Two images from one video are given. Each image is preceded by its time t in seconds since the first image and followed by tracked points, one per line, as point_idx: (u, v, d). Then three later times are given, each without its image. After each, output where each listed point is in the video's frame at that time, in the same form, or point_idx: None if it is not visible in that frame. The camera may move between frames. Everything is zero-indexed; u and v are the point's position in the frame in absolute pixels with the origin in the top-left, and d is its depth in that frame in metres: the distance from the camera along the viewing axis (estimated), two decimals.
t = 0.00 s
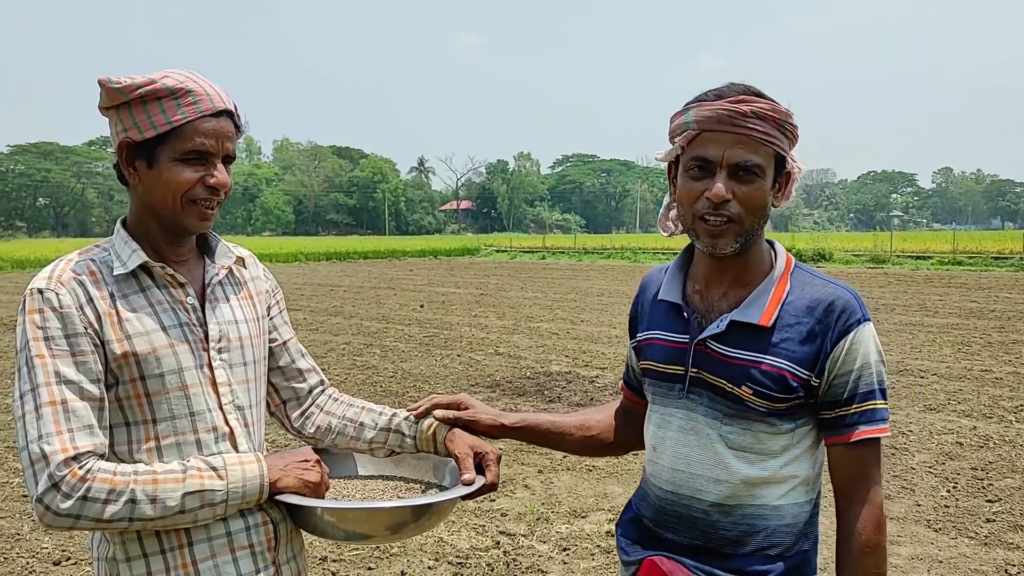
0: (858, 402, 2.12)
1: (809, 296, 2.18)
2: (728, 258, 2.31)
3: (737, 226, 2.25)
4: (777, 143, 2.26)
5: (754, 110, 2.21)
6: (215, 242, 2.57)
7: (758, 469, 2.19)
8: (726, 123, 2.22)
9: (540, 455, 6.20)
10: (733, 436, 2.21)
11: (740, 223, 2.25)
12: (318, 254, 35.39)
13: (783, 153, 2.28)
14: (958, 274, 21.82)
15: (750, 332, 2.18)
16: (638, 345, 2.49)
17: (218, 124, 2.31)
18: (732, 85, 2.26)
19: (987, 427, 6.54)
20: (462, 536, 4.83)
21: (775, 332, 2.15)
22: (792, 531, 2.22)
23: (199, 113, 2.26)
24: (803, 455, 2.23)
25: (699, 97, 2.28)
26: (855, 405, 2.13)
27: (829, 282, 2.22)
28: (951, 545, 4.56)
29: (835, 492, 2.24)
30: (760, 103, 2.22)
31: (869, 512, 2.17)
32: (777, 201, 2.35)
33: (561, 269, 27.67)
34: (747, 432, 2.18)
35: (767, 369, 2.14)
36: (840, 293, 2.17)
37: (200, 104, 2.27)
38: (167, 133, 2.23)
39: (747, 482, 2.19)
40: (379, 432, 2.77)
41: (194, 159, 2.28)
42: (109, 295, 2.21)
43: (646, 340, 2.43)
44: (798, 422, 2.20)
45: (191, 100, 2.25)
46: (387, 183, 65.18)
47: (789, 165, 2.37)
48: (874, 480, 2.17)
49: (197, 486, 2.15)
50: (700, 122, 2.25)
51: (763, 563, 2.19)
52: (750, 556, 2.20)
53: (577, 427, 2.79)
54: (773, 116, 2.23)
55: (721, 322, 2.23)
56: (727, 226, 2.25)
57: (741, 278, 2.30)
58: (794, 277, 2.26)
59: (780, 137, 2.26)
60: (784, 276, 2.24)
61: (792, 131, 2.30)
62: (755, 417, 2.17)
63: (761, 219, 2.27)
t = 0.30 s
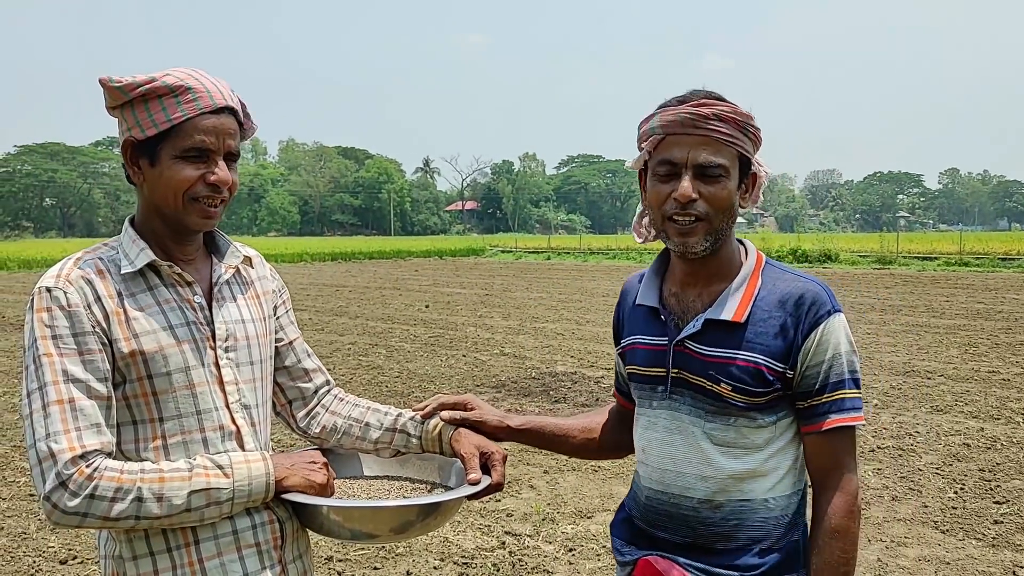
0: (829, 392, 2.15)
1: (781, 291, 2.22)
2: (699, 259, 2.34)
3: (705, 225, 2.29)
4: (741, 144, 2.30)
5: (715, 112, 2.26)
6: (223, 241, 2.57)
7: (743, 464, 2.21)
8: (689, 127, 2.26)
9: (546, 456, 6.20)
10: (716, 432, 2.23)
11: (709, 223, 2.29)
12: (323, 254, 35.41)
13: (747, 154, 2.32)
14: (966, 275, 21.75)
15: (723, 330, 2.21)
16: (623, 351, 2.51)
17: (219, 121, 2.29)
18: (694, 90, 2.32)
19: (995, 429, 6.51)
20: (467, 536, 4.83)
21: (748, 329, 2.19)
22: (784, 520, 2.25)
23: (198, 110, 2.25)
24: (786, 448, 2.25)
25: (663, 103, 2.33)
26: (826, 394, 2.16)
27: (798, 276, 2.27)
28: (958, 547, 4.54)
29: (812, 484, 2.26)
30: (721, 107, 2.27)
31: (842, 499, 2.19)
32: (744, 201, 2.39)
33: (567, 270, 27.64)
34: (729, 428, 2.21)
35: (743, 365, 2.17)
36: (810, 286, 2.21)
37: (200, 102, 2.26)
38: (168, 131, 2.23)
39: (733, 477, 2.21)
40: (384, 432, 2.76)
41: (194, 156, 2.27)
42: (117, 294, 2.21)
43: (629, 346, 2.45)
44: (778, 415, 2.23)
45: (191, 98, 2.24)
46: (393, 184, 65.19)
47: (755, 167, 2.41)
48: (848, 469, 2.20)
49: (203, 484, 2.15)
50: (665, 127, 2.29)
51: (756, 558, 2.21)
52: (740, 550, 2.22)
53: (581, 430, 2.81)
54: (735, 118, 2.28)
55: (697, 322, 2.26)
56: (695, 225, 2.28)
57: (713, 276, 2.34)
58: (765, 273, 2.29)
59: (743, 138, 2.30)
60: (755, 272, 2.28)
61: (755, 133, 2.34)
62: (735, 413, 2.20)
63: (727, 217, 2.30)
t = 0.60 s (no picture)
0: (820, 391, 2.15)
1: (770, 294, 2.23)
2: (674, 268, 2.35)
3: (670, 236, 2.30)
4: (699, 153, 2.28)
5: (660, 128, 2.27)
6: (226, 244, 2.57)
7: (736, 466, 2.21)
8: (639, 146, 2.30)
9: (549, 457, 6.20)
10: (709, 433, 2.23)
11: (673, 234, 2.30)
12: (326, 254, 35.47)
13: (707, 161, 2.29)
14: (970, 276, 21.72)
15: (714, 333, 2.22)
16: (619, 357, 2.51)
17: (211, 119, 2.28)
18: (647, 109, 2.34)
19: (999, 430, 6.50)
20: (470, 537, 4.83)
21: (738, 331, 2.20)
22: (770, 529, 2.23)
23: (188, 109, 2.23)
24: (780, 449, 2.25)
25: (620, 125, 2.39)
26: (818, 393, 2.16)
27: (787, 278, 2.27)
28: (962, 549, 4.53)
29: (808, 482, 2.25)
30: (667, 121, 2.27)
31: (838, 496, 2.18)
32: (719, 205, 2.35)
33: (570, 271, 27.64)
34: (723, 430, 2.21)
35: (733, 366, 2.18)
36: (798, 288, 2.22)
37: (191, 100, 2.24)
38: (160, 131, 2.23)
39: (727, 478, 2.21)
40: (386, 434, 2.76)
41: (185, 156, 2.26)
42: (119, 295, 2.21)
43: (625, 352, 2.45)
44: (771, 416, 2.23)
45: (181, 97, 2.24)
46: (395, 184, 65.22)
47: (733, 168, 2.36)
48: (843, 466, 2.19)
49: (203, 485, 2.15)
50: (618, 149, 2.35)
51: (748, 559, 2.21)
52: (735, 550, 2.22)
53: (580, 436, 2.83)
54: (682, 129, 2.26)
55: (689, 326, 2.27)
56: (660, 238, 2.30)
57: (700, 282, 2.34)
58: (755, 276, 2.29)
59: (697, 146, 2.27)
60: (744, 275, 2.28)
61: (716, 136, 2.29)
62: (727, 414, 2.20)
63: (694, 226, 2.29)
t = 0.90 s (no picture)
0: (820, 390, 2.15)
1: (769, 293, 2.22)
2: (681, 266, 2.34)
3: (680, 232, 2.28)
4: (715, 151, 2.28)
5: (678, 124, 2.26)
6: (225, 244, 2.57)
7: (732, 464, 2.21)
8: (654, 141, 2.28)
9: (550, 457, 6.20)
10: (706, 431, 2.23)
11: (684, 231, 2.29)
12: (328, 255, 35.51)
13: (719, 160, 2.29)
14: (972, 276, 21.72)
15: (714, 330, 2.22)
16: (619, 355, 2.51)
17: (205, 119, 2.27)
18: (662, 105, 2.34)
19: (1002, 431, 6.49)
20: (472, 537, 4.83)
21: (737, 329, 2.20)
22: (774, 526, 2.23)
23: (182, 109, 2.23)
24: (778, 449, 2.24)
25: (633, 120, 2.37)
26: (817, 393, 2.16)
27: (788, 278, 2.27)
28: (965, 550, 4.52)
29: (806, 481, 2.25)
30: (685, 117, 2.27)
31: (836, 496, 2.18)
32: (726, 205, 2.36)
33: (571, 271, 27.64)
34: (720, 427, 2.21)
35: (731, 364, 2.18)
36: (797, 288, 2.22)
37: (183, 100, 2.24)
38: (153, 131, 2.23)
39: (723, 476, 2.21)
40: (386, 433, 2.75)
41: (180, 156, 2.26)
42: (117, 296, 2.21)
43: (625, 350, 2.45)
44: (769, 415, 2.22)
45: (174, 96, 2.23)
46: (397, 185, 65.24)
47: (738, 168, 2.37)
48: (841, 466, 2.18)
49: (203, 485, 2.15)
50: (633, 143, 2.33)
51: (744, 557, 2.20)
52: (730, 549, 2.22)
53: (568, 427, 2.87)
54: (699, 127, 2.26)
55: (688, 323, 2.27)
56: (671, 234, 2.29)
57: (703, 281, 2.34)
58: (756, 275, 2.29)
59: (711, 146, 2.27)
60: (744, 274, 2.28)
61: (729, 137, 2.29)
62: (724, 411, 2.20)
63: (704, 225, 2.29)
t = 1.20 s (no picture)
0: (822, 391, 2.14)
1: (773, 294, 2.22)
2: (699, 268, 2.34)
3: (716, 234, 2.29)
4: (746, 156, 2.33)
5: (728, 124, 2.26)
6: (224, 243, 2.57)
7: (737, 464, 2.20)
8: (705, 138, 2.25)
9: (551, 457, 6.19)
10: (710, 432, 2.23)
11: (718, 232, 2.30)
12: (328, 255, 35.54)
13: (748, 166, 2.34)
14: (972, 276, 21.74)
15: (718, 331, 2.21)
16: (617, 353, 2.50)
17: (200, 118, 2.27)
18: (702, 102, 2.31)
19: (1003, 431, 6.48)
20: (472, 537, 4.82)
21: (742, 330, 2.19)
22: (781, 522, 2.25)
23: (176, 108, 2.23)
24: (780, 448, 2.24)
25: (674, 112, 2.31)
26: (819, 394, 2.15)
27: (790, 278, 2.27)
28: (966, 550, 4.52)
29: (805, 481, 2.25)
30: (732, 119, 2.27)
31: (834, 497, 2.17)
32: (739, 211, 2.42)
33: (571, 271, 27.65)
34: (724, 427, 2.21)
35: (735, 364, 2.17)
36: (801, 288, 2.21)
37: (178, 99, 2.23)
38: (148, 131, 2.23)
39: (728, 477, 2.21)
40: (385, 434, 2.75)
41: (176, 156, 2.26)
42: (115, 294, 2.21)
43: (624, 349, 2.44)
44: (772, 415, 2.22)
45: (168, 95, 2.23)
46: (397, 185, 65.23)
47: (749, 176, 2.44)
48: (840, 466, 2.18)
49: (203, 483, 2.15)
50: (678, 136, 2.26)
51: (750, 556, 2.21)
52: (736, 548, 2.22)
53: (562, 423, 2.88)
54: (744, 131, 2.29)
55: (692, 324, 2.26)
56: (706, 234, 2.28)
57: (713, 283, 2.33)
58: (758, 275, 2.29)
59: (747, 149, 2.31)
60: (748, 276, 2.27)
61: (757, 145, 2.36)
62: (729, 411, 2.20)
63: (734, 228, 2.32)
